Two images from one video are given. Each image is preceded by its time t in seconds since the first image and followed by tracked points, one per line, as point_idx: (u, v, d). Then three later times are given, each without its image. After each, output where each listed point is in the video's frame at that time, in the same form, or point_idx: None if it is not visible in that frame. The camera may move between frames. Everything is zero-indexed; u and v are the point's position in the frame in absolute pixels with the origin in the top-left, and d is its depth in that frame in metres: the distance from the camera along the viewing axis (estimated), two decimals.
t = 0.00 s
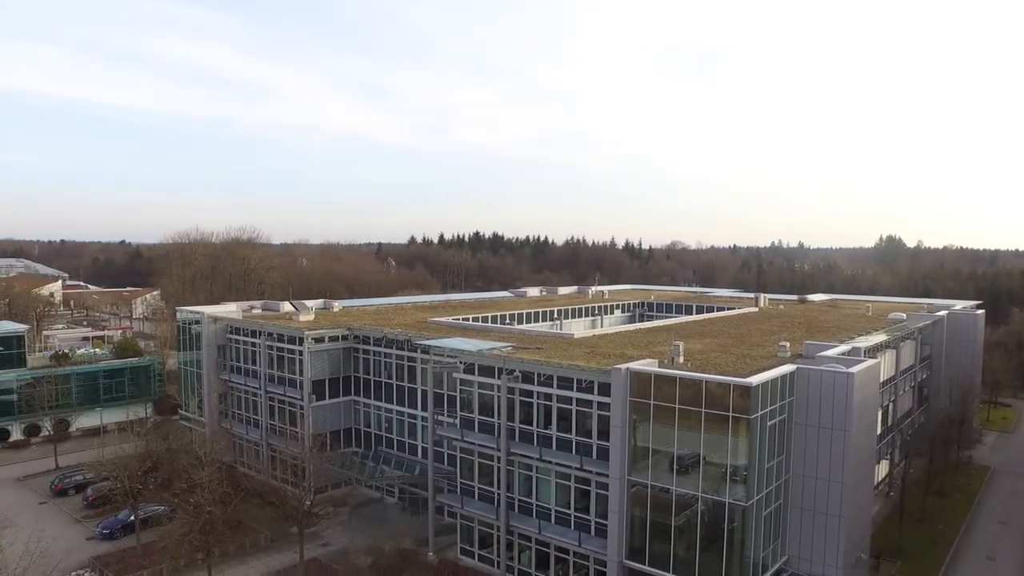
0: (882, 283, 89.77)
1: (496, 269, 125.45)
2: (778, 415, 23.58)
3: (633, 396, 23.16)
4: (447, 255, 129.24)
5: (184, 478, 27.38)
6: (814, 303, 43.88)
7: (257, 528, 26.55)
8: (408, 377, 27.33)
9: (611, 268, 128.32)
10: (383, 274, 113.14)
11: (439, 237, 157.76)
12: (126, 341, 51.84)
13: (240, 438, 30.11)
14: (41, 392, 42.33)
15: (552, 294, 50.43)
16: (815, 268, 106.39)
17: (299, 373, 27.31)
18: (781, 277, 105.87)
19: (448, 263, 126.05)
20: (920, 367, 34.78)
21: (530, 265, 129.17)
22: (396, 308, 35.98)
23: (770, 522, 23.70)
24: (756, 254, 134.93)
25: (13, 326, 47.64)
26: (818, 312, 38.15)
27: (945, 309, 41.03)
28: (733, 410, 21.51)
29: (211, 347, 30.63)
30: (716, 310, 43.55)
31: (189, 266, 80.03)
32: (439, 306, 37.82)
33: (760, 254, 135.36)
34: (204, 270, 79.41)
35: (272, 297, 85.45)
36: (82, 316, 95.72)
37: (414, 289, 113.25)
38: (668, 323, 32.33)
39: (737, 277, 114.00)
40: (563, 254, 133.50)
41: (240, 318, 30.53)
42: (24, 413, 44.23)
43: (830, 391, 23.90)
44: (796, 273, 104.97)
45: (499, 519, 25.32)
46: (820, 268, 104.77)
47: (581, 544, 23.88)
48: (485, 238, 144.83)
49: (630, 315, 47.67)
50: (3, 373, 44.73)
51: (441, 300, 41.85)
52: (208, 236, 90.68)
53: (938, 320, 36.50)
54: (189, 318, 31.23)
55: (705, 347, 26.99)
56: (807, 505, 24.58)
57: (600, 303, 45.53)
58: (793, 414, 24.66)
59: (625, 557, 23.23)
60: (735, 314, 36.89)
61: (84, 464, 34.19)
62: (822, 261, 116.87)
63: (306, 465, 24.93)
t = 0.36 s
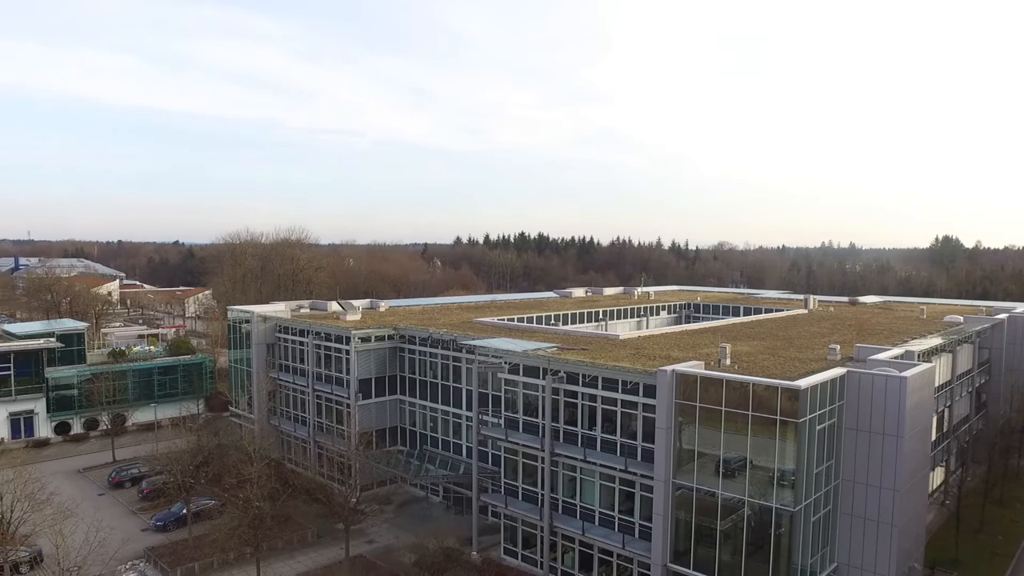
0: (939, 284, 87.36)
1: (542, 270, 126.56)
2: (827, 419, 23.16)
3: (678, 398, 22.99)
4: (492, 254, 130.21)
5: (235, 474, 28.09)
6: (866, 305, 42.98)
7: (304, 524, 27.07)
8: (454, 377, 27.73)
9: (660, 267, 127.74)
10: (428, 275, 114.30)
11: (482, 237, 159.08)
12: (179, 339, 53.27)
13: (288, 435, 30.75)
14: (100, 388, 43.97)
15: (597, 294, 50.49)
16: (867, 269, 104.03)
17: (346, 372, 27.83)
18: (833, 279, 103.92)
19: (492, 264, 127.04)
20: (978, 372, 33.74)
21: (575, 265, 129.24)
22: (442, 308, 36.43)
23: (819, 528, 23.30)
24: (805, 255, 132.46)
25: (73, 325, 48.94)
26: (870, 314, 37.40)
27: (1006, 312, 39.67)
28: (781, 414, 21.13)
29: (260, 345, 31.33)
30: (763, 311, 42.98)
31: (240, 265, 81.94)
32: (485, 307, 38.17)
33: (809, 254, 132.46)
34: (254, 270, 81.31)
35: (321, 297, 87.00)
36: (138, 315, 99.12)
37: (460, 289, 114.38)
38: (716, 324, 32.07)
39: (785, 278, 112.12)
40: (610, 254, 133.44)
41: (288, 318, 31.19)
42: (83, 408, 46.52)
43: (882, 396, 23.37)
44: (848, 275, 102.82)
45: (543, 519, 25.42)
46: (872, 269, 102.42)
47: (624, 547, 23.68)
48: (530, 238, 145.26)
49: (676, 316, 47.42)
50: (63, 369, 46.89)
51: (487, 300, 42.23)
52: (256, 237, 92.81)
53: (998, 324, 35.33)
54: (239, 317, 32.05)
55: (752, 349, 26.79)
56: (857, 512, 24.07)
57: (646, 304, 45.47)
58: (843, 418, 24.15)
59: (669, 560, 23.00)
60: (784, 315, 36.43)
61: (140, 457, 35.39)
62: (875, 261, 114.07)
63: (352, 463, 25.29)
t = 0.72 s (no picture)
0: (1005, 285, 84.40)
1: (589, 271, 126.61)
2: (882, 425, 22.61)
3: (727, 401, 22.69)
4: (539, 253, 130.83)
5: (285, 470, 28.70)
6: (924, 308, 41.81)
7: (351, 521, 27.43)
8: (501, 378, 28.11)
9: (709, 269, 126.92)
10: (475, 275, 115.21)
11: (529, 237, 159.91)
12: (232, 337, 54.66)
13: (337, 433, 31.36)
14: (157, 384, 45.53)
15: (645, 295, 50.36)
16: (925, 269, 101.15)
17: (394, 371, 28.48)
18: (889, 279, 101.52)
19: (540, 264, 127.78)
20: None
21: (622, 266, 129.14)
22: (488, 308, 36.75)
23: (873, 536, 22.78)
24: (859, 254, 129.38)
25: (132, 321, 50.88)
26: (928, 317, 36.39)
27: None
28: (833, 419, 20.67)
29: (310, 344, 32.02)
30: (816, 313, 42.27)
31: (291, 265, 83.82)
32: (531, 307, 38.38)
33: (863, 254, 129.21)
34: (304, 270, 83.13)
35: (371, 296, 88.29)
36: (194, 313, 102.34)
37: (508, 289, 115.26)
38: (767, 326, 31.67)
39: (838, 279, 109.92)
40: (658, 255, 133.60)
41: (339, 317, 31.80)
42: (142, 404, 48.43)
43: (940, 402, 22.73)
44: (905, 276, 100.14)
45: (588, 520, 25.37)
46: (931, 269, 99.58)
47: (671, 550, 23.48)
48: (578, 238, 145.50)
49: (725, 318, 47.02)
50: (123, 365, 48.95)
51: (535, 301, 42.45)
52: (307, 237, 94.85)
53: None
54: (291, 316, 32.89)
55: (804, 352, 26.42)
56: (913, 521, 23.46)
57: (694, 306, 45.23)
58: (899, 424, 23.54)
59: (716, 565, 22.70)
60: (837, 317, 35.78)
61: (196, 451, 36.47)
62: (934, 262, 110.76)
63: (399, 462, 25.56)
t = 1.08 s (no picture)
0: None
1: (640, 272, 126.35)
2: (942, 432, 21.98)
3: (779, 405, 22.30)
4: (589, 253, 130.98)
5: (337, 467, 29.23)
6: (989, 311, 40.43)
7: (401, 519, 27.72)
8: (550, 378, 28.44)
9: (762, 271, 125.56)
10: (525, 275, 115.85)
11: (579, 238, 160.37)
12: (285, 336, 55.82)
13: (387, 431, 31.93)
14: (215, 380, 46.75)
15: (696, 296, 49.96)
16: (989, 271, 97.76)
17: (444, 371, 29.04)
18: (951, 281, 98.64)
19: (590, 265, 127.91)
20: None
21: (672, 266, 128.45)
22: (538, 309, 36.96)
23: (933, 546, 22.16)
24: (919, 255, 125.74)
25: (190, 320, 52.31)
26: (992, 321, 35.22)
27: None
28: (890, 426, 20.08)
29: (362, 343, 32.81)
30: (874, 316, 41.31)
31: (342, 265, 85.48)
32: (580, 308, 38.45)
33: (923, 255, 125.58)
34: (357, 270, 84.68)
35: (421, 296, 89.26)
36: (249, 311, 105.17)
37: (558, 289, 115.67)
38: (822, 329, 31.13)
39: (896, 280, 107.32)
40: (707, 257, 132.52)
41: (389, 317, 32.36)
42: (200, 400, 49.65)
43: (1004, 410, 21.99)
44: (968, 278, 97.00)
45: (636, 523, 25.22)
46: (997, 270, 96.32)
47: (721, 555, 23.18)
48: (629, 239, 145.28)
49: (778, 320, 46.39)
50: (183, 362, 50.05)
51: (585, 301, 42.54)
52: (358, 238, 96.44)
53: None
54: (343, 315, 33.67)
55: (861, 355, 25.90)
56: (975, 532, 22.75)
57: (748, 307, 44.74)
58: (960, 432, 22.88)
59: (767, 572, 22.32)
60: (896, 320, 34.93)
61: (250, 446, 37.43)
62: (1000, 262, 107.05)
63: (448, 462, 25.72)
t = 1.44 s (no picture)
0: None
1: (693, 274, 125.22)
2: (1010, 442, 21.17)
3: (837, 410, 21.81)
4: (642, 254, 130.17)
5: (389, 465, 29.65)
6: None
7: (452, 518, 27.94)
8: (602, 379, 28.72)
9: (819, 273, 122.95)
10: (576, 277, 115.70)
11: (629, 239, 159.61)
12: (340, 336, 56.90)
13: (439, 430, 32.40)
14: (273, 377, 47.88)
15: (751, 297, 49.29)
16: None
17: (496, 371, 29.51)
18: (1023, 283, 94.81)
19: (642, 266, 127.19)
20: None
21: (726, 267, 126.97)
22: (590, 310, 36.97)
23: (1000, 560, 21.31)
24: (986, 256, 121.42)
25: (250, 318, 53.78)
26: None
27: None
28: (954, 433, 19.39)
29: (415, 343, 33.46)
30: (940, 320, 40.05)
31: (395, 265, 86.69)
32: (632, 309, 38.34)
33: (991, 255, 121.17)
34: (410, 270, 85.73)
35: (473, 296, 89.70)
36: (304, 311, 107.38)
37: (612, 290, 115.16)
38: (883, 332, 30.37)
39: (962, 282, 103.84)
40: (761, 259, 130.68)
41: (441, 318, 32.92)
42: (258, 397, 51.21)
43: None
44: None
45: (688, 527, 24.95)
46: None
47: (775, 562, 22.74)
48: (681, 240, 144.05)
49: (837, 323, 45.38)
50: (241, 360, 51.39)
51: (638, 302, 42.39)
52: (410, 239, 97.56)
53: None
54: (396, 315, 34.41)
55: (923, 360, 25.23)
56: None
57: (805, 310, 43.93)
58: None
59: None
60: (961, 324, 33.87)
61: (306, 443, 38.28)
62: None
63: (499, 462, 25.83)
